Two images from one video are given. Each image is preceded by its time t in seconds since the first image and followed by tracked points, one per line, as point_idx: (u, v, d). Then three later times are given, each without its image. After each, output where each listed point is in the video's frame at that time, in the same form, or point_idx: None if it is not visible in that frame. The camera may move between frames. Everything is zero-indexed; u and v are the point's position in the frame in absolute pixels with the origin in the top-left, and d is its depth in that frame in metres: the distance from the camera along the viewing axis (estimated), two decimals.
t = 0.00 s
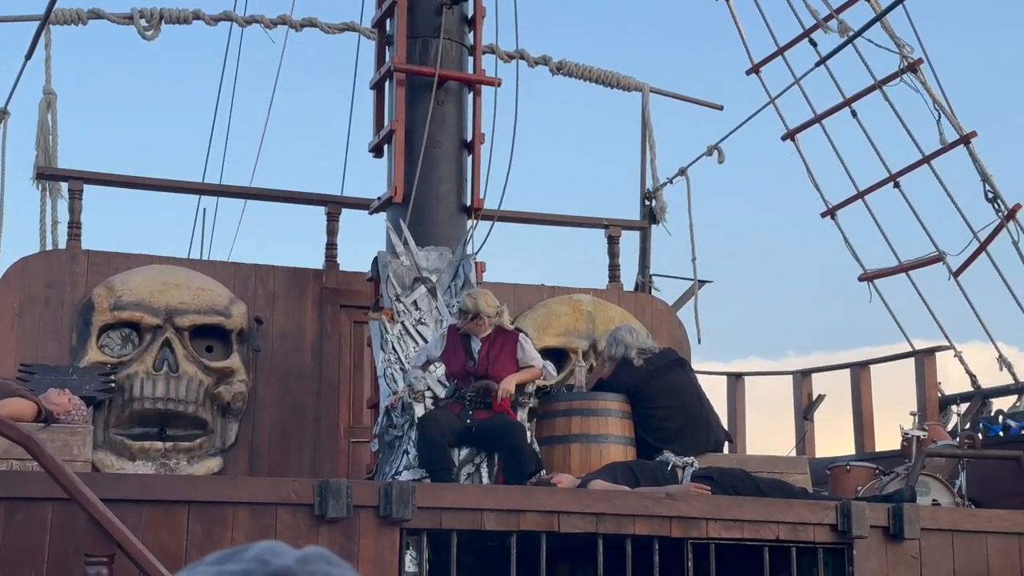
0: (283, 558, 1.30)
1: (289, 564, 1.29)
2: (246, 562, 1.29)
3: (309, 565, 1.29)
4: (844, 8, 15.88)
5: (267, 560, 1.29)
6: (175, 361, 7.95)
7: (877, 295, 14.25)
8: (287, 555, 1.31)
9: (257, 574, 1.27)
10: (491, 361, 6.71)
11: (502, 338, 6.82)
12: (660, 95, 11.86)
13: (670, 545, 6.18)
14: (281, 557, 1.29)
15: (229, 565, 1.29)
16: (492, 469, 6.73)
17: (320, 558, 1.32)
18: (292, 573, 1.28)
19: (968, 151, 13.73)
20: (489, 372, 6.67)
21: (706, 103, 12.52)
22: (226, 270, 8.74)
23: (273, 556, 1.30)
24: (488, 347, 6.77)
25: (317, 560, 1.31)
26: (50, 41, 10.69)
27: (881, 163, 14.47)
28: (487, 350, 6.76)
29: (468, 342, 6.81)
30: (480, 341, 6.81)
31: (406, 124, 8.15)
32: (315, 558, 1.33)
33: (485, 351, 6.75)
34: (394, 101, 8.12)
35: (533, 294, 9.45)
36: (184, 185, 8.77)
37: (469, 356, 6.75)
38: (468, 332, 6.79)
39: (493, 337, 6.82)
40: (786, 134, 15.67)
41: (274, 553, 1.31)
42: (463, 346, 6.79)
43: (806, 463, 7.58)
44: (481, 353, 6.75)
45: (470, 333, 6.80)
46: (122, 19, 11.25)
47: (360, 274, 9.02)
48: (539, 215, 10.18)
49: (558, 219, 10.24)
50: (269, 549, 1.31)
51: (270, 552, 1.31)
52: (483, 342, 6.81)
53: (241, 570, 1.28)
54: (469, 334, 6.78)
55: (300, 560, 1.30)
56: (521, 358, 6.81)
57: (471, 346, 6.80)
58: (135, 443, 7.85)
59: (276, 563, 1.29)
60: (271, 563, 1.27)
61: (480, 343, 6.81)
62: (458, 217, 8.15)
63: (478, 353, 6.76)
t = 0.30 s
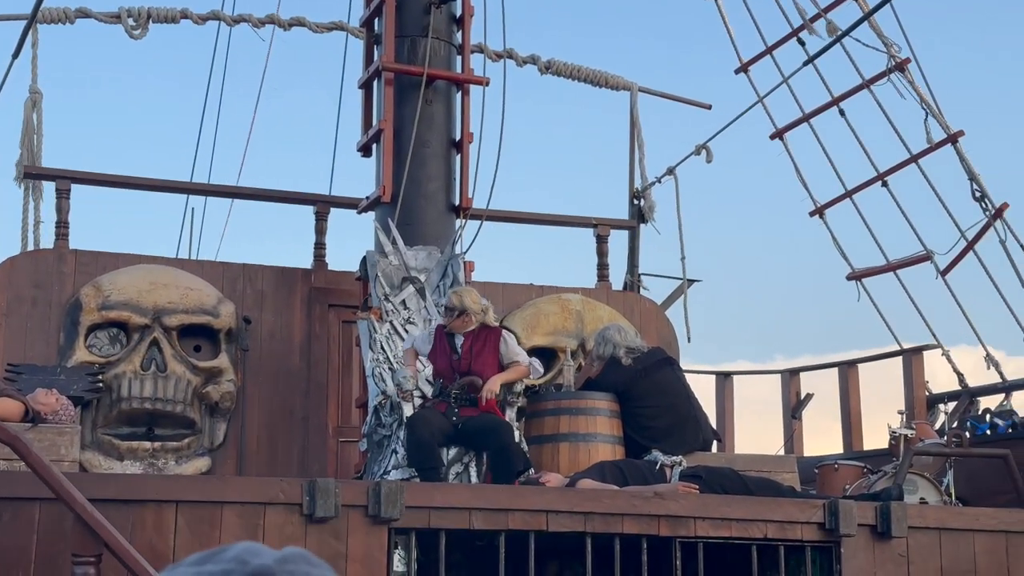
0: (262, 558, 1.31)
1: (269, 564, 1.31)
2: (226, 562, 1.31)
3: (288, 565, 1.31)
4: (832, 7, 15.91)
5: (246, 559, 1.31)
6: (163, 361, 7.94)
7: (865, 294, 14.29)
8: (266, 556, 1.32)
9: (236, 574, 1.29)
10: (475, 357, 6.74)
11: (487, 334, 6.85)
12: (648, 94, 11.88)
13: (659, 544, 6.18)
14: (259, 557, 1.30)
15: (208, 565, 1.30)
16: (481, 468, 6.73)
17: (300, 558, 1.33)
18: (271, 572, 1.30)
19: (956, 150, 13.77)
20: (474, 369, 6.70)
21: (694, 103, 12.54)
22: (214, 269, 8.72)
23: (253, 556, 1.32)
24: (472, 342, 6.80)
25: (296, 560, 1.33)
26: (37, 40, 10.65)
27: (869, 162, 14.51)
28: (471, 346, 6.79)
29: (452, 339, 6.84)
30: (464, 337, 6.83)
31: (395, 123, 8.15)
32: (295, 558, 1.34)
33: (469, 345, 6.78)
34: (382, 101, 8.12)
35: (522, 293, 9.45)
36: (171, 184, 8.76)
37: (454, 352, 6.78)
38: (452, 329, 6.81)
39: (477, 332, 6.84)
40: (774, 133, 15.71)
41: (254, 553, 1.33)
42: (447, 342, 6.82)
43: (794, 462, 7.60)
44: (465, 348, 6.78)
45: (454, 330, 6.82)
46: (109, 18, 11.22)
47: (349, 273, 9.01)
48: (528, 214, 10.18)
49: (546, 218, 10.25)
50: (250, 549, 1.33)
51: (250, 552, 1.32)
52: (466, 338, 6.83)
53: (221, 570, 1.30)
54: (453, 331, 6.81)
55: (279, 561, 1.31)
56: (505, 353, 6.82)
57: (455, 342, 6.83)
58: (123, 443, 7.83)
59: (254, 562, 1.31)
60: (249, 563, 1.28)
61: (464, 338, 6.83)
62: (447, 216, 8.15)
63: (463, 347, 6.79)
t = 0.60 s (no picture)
0: (239, 561, 1.42)
1: (244, 567, 1.41)
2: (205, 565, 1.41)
3: (264, 568, 1.41)
4: (821, 9, 15.95)
5: (223, 562, 1.41)
6: (153, 362, 7.91)
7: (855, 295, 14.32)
8: (242, 559, 1.43)
9: None
10: (463, 357, 6.80)
11: (471, 333, 6.89)
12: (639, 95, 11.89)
13: (649, 544, 6.19)
14: (236, 560, 1.40)
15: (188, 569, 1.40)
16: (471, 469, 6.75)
17: (277, 562, 1.44)
18: None
19: (946, 150, 13.81)
20: (464, 369, 6.75)
21: (684, 103, 12.56)
22: (205, 270, 8.71)
23: (229, 560, 1.42)
24: (457, 342, 6.86)
25: (272, 564, 1.43)
26: (26, 40, 10.63)
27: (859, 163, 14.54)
28: (457, 346, 6.84)
29: (437, 341, 6.88)
30: (448, 338, 6.88)
31: (385, 123, 8.15)
32: (269, 562, 1.45)
33: (455, 345, 6.84)
34: (372, 101, 8.12)
35: (513, 294, 9.45)
36: (161, 185, 8.74)
37: (441, 355, 6.82)
38: (435, 331, 6.88)
39: (461, 332, 6.90)
40: (764, 134, 15.74)
41: (230, 556, 1.43)
42: (432, 346, 6.86)
43: (784, 462, 7.61)
44: (451, 349, 6.84)
45: (438, 333, 6.87)
46: (99, 19, 11.20)
47: (340, 274, 9.01)
48: (519, 215, 10.18)
49: (537, 219, 10.25)
50: (225, 554, 1.43)
51: (227, 556, 1.42)
52: (451, 339, 6.89)
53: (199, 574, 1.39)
54: (439, 333, 6.86)
55: (256, 564, 1.42)
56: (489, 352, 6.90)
57: (440, 345, 6.87)
58: (113, 444, 7.83)
59: (232, 565, 1.42)
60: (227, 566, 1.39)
61: (448, 339, 6.89)
62: (438, 217, 8.15)
63: (449, 349, 6.85)
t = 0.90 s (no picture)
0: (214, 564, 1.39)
1: (219, 570, 1.38)
2: (176, 568, 1.38)
3: (237, 569, 1.38)
4: (813, 10, 15.99)
5: (197, 566, 1.38)
6: (145, 364, 7.90)
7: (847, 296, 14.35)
8: (217, 562, 1.40)
9: None
10: (445, 359, 6.82)
11: (450, 336, 6.94)
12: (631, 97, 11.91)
13: (640, 546, 6.20)
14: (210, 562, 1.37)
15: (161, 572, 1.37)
16: (463, 471, 6.73)
17: (250, 564, 1.41)
18: None
19: (937, 152, 13.84)
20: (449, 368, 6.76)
21: (676, 105, 12.57)
22: (196, 271, 8.70)
23: (203, 562, 1.39)
24: (438, 344, 6.89)
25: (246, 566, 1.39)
26: (17, 41, 10.61)
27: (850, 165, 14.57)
28: (437, 348, 6.87)
29: (417, 345, 6.88)
30: (428, 341, 6.90)
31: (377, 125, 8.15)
32: (245, 565, 1.41)
33: (437, 347, 6.86)
34: (364, 103, 8.12)
35: (505, 295, 9.46)
36: (153, 186, 8.73)
37: (425, 358, 6.82)
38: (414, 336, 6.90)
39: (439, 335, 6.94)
40: (756, 135, 15.77)
41: (204, 560, 1.40)
42: (414, 351, 6.85)
43: (776, 464, 7.62)
44: (434, 352, 6.85)
45: (416, 338, 6.90)
46: (91, 20, 11.19)
47: (332, 275, 9.00)
48: (511, 216, 10.19)
49: (529, 220, 10.26)
50: (200, 557, 1.40)
51: (200, 560, 1.40)
52: (430, 343, 6.91)
53: None
54: (419, 337, 6.88)
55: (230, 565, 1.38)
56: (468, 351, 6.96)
57: (422, 350, 6.86)
58: (104, 445, 7.83)
59: (204, 569, 1.38)
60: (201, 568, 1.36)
61: (428, 343, 6.90)
62: (429, 218, 8.16)
63: (431, 352, 6.85)
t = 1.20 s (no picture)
0: (199, 566, 1.44)
1: (205, 572, 1.43)
2: (164, 570, 1.43)
3: (224, 570, 1.43)
4: (806, 14, 16.02)
5: (184, 568, 1.44)
6: (139, 366, 7.89)
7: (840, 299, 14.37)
8: (203, 565, 1.44)
9: None
10: (444, 365, 6.81)
11: (448, 343, 6.93)
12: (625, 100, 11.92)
13: (635, 548, 6.20)
14: (195, 564, 1.43)
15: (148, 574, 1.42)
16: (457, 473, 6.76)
17: (236, 565, 1.45)
18: None
19: (930, 155, 13.87)
20: (448, 375, 6.76)
21: (670, 107, 12.58)
22: (190, 273, 8.70)
23: (189, 565, 1.44)
24: (438, 350, 6.88)
25: (232, 566, 1.44)
26: (12, 43, 10.60)
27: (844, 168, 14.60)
28: (437, 354, 6.85)
29: (417, 349, 6.85)
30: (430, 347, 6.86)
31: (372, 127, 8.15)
32: (231, 566, 1.46)
33: (437, 353, 6.85)
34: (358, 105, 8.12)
35: (499, 297, 9.46)
36: (147, 188, 8.73)
37: (423, 363, 6.80)
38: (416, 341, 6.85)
39: (440, 343, 6.91)
40: (749, 138, 15.79)
41: (191, 562, 1.45)
42: (414, 354, 6.83)
43: (770, 466, 7.63)
44: (433, 358, 6.84)
45: (418, 343, 6.86)
46: (85, 22, 11.18)
47: (326, 277, 9.00)
48: (505, 219, 10.19)
49: (524, 223, 10.26)
50: (187, 560, 1.45)
51: (186, 562, 1.45)
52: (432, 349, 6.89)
53: None
54: (421, 342, 6.84)
55: (215, 567, 1.43)
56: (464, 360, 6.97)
57: (422, 354, 6.84)
58: (97, 448, 7.80)
59: (191, 570, 1.43)
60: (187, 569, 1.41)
61: (429, 350, 6.87)
62: (423, 220, 8.16)
63: (430, 358, 6.83)
